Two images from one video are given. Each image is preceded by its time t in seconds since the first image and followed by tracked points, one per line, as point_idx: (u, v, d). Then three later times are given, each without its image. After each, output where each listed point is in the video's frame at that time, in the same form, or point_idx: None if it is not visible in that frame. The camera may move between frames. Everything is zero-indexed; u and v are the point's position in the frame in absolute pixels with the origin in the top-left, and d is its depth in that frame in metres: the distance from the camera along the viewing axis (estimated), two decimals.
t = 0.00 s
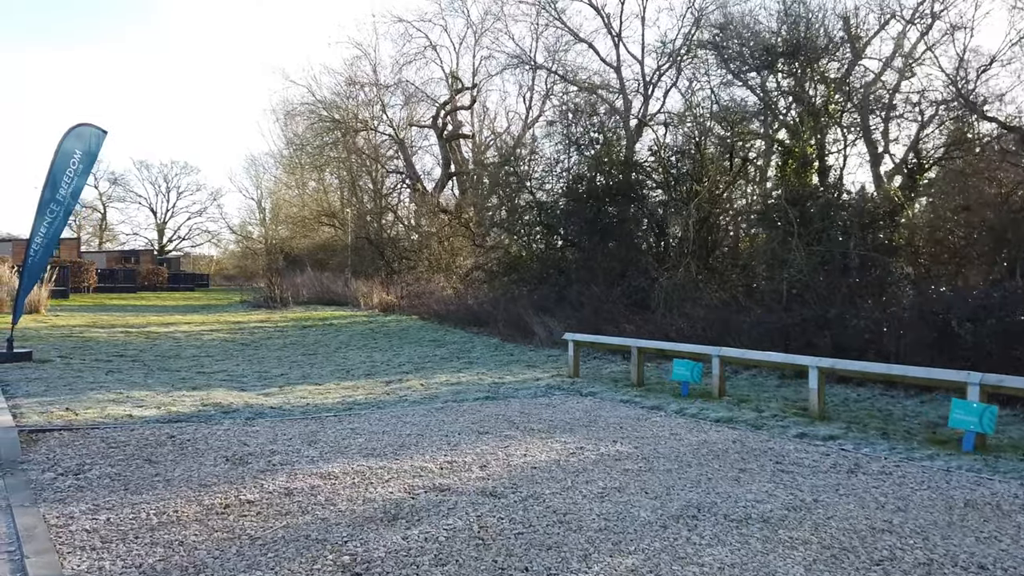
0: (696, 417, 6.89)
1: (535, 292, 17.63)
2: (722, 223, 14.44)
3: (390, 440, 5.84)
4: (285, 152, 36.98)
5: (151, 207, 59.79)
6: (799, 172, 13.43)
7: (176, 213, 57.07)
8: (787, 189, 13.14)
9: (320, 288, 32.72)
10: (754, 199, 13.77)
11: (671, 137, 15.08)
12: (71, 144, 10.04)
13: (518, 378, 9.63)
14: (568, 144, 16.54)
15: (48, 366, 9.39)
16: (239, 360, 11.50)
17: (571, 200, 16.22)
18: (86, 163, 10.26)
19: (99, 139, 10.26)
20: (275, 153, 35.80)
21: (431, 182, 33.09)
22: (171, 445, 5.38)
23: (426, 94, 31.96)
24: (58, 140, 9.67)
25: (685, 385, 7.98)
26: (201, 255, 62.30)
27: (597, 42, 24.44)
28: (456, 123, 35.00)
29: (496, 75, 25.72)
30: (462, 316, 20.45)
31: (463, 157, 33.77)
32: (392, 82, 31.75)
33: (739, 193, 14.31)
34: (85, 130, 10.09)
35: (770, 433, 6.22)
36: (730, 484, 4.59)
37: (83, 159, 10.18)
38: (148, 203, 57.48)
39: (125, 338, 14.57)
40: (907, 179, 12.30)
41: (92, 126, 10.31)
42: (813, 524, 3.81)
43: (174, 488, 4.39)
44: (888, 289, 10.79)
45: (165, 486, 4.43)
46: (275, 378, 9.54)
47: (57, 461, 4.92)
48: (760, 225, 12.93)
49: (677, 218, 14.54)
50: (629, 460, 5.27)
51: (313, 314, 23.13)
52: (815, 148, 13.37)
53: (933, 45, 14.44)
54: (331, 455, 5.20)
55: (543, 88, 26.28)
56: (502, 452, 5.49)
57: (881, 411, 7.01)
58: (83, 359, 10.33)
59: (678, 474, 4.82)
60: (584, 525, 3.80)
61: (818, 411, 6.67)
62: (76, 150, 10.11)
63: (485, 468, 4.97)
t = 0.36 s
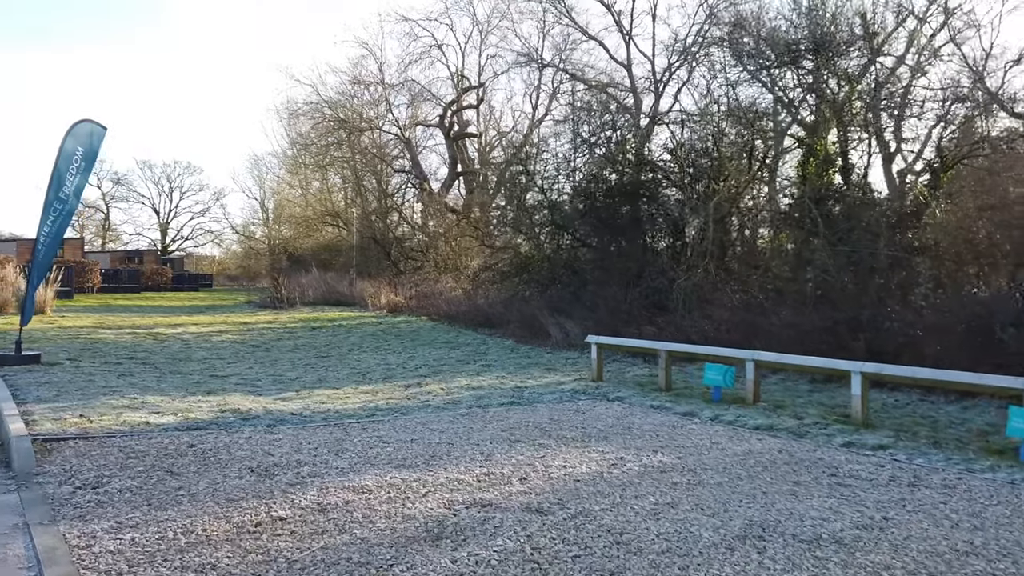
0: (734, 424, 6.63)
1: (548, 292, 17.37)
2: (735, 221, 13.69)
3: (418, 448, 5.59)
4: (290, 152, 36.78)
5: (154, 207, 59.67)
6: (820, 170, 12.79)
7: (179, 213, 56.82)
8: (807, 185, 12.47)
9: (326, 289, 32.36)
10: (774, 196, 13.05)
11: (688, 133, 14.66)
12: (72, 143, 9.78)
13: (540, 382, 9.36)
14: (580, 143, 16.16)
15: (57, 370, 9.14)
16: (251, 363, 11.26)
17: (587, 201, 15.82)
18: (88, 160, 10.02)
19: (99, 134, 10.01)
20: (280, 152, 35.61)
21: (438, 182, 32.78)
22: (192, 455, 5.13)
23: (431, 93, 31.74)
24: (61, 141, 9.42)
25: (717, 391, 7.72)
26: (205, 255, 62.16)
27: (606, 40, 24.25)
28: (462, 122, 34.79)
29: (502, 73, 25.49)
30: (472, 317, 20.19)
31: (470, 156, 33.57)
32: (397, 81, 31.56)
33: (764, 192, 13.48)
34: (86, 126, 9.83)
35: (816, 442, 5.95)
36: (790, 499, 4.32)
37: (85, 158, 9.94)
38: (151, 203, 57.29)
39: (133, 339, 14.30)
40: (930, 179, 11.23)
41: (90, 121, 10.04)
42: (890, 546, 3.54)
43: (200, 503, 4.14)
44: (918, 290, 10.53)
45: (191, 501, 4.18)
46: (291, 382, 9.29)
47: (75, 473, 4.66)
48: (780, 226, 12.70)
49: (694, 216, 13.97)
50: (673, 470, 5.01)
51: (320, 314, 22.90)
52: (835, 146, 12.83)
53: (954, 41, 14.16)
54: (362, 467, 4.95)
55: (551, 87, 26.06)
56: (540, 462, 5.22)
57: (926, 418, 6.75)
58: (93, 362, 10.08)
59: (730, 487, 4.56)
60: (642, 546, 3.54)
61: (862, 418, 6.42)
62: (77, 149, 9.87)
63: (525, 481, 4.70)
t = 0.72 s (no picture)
0: (785, 430, 6.40)
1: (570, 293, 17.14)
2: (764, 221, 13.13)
3: (462, 455, 5.38)
4: (304, 152, 36.72)
5: (167, 208, 59.82)
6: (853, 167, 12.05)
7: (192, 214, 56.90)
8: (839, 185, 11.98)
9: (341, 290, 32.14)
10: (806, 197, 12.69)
11: (715, 132, 14.34)
12: (92, 142, 9.62)
13: (573, 385, 9.14)
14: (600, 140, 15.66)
15: (81, 371, 8.98)
16: (275, 364, 11.09)
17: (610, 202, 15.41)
18: (109, 159, 9.88)
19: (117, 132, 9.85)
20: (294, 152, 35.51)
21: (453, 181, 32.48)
22: (231, 463, 4.93)
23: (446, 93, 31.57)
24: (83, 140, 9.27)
25: (761, 395, 7.48)
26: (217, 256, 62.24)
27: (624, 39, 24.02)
28: (476, 122, 34.61)
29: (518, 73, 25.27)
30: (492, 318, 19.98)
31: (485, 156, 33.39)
32: (411, 81, 31.42)
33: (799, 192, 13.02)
34: (106, 123, 9.68)
35: (874, 450, 5.71)
36: (866, 513, 4.09)
37: (105, 156, 9.80)
38: (164, 204, 57.39)
39: (154, 340, 14.16)
40: (964, 176, 10.83)
41: (107, 118, 9.85)
42: (990, 567, 3.30)
43: (244, 514, 3.94)
44: (960, 291, 10.25)
45: (235, 512, 3.98)
46: (318, 385, 9.10)
47: (113, 481, 4.47)
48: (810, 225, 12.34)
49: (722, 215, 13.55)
50: (733, 480, 4.78)
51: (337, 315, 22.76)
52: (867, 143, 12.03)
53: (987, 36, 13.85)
54: (407, 475, 4.74)
55: (565, 87, 25.82)
56: (592, 471, 4.99)
57: (984, 425, 6.49)
58: (116, 363, 9.92)
59: (798, 500, 4.33)
60: (722, 566, 3.30)
61: (918, 424, 6.17)
62: (96, 147, 9.70)
63: (581, 491, 4.49)
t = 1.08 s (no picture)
0: (931, 449, 5.85)
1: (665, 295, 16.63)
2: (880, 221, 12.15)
3: (583, 469, 5.12)
4: (390, 156, 37.33)
5: (260, 212, 62.16)
6: (979, 162, 10.58)
7: (283, 218, 58.87)
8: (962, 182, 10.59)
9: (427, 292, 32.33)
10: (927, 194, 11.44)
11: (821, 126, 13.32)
12: (203, 147, 9.86)
13: (682, 393, 8.73)
14: (694, 137, 14.95)
15: (193, 373, 9.19)
16: (374, 367, 11.13)
17: (708, 201, 14.69)
18: (218, 163, 10.12)
19: (227, 138, 10.08)
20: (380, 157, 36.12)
21: (538, 182, 32.21)
22: (349, 472, 4.81)
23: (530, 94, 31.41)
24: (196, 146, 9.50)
25: (896, 409, 6.92)
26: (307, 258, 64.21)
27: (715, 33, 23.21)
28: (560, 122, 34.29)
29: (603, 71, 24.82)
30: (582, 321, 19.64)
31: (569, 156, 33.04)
32: (495, 83, 31.41)
33: (917, 186, 11.92)
34: (216, 129, 9.91)
35: None
36: None
37: (214, 161, 10.04)
38: (257, 208, 59.63)
39: (256, 341, 14.51)
40: None
41: (218, 125, 10.10)
42: None
43: (370, 529, 3.78)
44: None
45: (361, 526, 3.83)
46: (420, 389, 9.01)
47: (236, 489, 4.42)
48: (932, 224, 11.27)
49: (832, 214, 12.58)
50: (889, 506, 4.34)
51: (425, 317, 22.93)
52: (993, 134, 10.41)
53: None
54: (531, 490, 4.51)
55: (652, 83, 25.11)
56: (727, 491, 4.65)
57: None
58: (224, 364, 10.14)
59: (973, 533, 3.86)
60: None
61: None
62: (207, 153, 9.94)
63: (721, 515, 4.16)
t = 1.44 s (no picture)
0: None
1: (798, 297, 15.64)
2: None
3: (743, 488, 4.67)
4: (502, 159, 37.47)
5: (376, 216, 64.20)
6: None
7: (398, 222, 60.50)
8: None
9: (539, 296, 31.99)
10: None
11: (975, 114, 11.89)
12: (337, 150, 10.05)
13: (834, 404, 8.02)
14: (829, 128, 13.76)
15: (324, 373, 9.32)
16: (498, 369, 10.96)
17: (845, 196, 13.45)
18: (354, 165, 10.26)
19: (361, 142, 10.24)
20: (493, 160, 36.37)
21: (654, 182, 31.29)
22: (494, 482, 4.57)
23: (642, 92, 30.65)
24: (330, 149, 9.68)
25: None
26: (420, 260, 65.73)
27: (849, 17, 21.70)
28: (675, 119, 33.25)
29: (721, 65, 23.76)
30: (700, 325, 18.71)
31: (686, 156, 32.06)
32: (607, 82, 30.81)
33: None
34: (349, 132, 10.07)
35: None
36: None
37: (348, 164, 10.21)
38: (373, 212, 61.54)
39: (379, 341, 14.73)
40: None
41: (354, 129, 10.28)
42: None
43: (527, 549, 3.51)
44: None
45: (517, 544, 3.56)
46: (548, 393, 8.73)
47: (382, 496, 4.27)
48: None
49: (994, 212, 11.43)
50: None
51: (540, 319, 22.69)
52: None
53: None
54: (693, 510, 4.11)
55: (771, 77, 23.83)
56: (921, 521, 4.08)
57: None
58: (354, 364, 10.25)
59: None
60: None
61: None
62: (340, 156, 10.12)
63: (923, 550, 3.62)
